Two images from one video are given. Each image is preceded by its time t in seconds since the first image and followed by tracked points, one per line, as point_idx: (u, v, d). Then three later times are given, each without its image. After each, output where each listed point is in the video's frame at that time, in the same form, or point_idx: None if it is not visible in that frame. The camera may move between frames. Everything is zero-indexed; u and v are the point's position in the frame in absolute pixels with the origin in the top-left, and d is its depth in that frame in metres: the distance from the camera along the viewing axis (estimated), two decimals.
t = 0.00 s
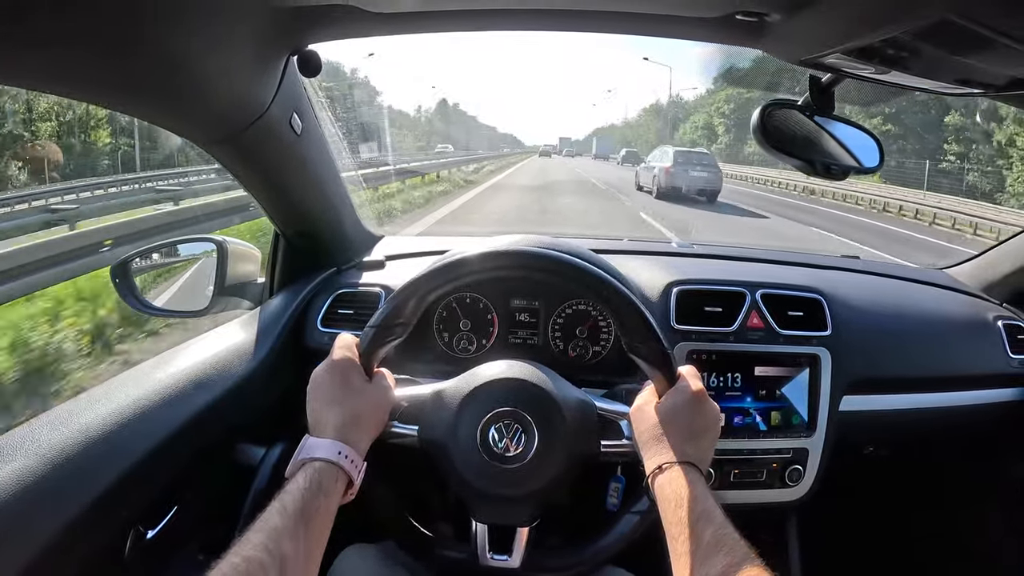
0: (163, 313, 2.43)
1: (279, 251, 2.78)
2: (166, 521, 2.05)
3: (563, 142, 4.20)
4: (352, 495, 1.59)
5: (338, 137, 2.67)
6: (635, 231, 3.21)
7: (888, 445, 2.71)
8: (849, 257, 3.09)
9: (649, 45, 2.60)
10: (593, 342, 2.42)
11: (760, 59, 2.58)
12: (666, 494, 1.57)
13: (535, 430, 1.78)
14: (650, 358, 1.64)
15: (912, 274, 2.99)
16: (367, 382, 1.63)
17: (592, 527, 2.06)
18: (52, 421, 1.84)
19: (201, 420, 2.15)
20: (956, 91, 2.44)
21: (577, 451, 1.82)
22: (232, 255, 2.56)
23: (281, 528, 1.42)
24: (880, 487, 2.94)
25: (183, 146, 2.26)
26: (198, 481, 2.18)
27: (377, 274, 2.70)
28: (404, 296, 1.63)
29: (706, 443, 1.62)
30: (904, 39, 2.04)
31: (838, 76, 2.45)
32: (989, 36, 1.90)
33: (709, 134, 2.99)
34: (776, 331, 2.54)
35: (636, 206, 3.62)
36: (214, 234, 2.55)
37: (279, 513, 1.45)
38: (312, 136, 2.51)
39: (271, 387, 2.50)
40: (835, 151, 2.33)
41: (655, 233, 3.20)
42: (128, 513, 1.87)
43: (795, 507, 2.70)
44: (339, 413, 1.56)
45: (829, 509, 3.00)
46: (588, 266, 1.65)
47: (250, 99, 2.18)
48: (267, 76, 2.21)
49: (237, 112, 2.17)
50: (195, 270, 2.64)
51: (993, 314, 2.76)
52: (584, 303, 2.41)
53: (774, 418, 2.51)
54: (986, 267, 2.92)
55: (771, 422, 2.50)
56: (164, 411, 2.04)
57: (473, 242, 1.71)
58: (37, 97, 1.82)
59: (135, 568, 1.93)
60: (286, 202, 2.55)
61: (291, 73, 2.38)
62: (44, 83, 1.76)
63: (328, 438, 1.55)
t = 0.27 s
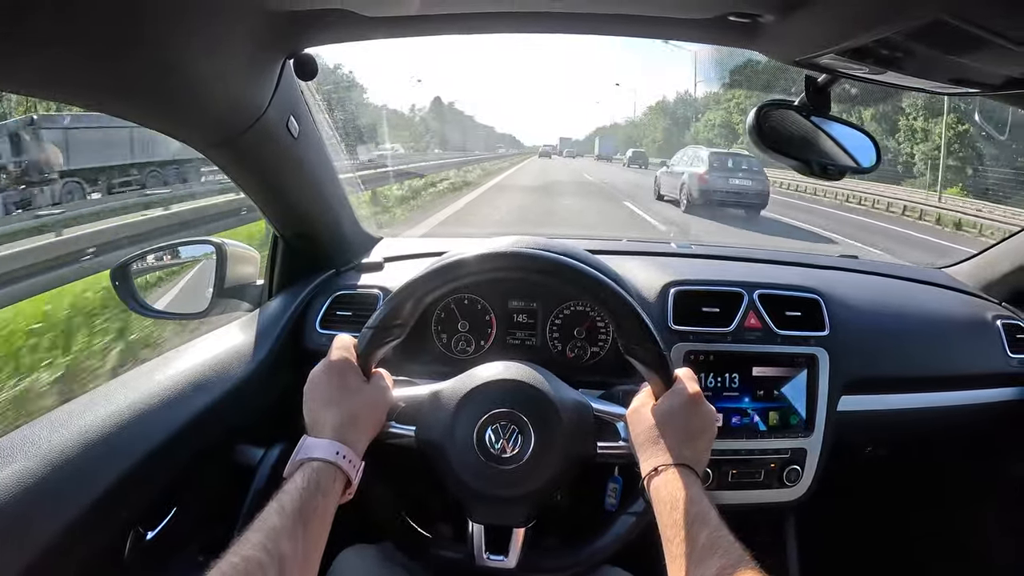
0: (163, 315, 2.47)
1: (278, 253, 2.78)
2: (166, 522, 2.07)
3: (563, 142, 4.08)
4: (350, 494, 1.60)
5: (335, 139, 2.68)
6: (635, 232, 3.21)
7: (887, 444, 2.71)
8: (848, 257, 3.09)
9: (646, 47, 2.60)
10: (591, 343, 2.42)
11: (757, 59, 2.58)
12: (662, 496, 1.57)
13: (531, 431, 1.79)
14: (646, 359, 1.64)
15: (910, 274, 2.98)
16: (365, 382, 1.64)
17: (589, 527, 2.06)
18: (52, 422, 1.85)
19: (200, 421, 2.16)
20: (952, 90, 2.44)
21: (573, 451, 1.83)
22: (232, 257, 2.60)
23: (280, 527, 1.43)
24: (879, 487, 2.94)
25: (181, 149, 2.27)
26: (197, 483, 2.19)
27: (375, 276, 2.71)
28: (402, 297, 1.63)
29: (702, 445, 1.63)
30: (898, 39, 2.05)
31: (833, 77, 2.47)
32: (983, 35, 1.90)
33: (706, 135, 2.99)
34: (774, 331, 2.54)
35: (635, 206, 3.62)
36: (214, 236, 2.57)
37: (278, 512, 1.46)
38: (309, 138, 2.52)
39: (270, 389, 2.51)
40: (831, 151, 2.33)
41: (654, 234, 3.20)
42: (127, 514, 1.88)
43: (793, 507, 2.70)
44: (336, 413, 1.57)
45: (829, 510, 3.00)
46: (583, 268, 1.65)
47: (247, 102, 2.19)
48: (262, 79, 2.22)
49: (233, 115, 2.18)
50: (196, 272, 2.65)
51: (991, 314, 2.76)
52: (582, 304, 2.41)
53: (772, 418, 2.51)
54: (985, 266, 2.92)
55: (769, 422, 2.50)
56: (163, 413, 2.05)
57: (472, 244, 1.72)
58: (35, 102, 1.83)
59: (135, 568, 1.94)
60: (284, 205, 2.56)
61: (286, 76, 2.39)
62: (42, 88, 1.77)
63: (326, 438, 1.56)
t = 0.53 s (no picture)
0: (165, 319, 2.44)
1: (282, 255, 2.78)
2: (173, 526, 2.07)
3: (564, 139, 3.44)
4: (360, 497, 1.60)
5: (340, 142, 2.66)
6: (638, 234, 3.21)
7: (891, 446, 2.72)
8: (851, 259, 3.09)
9: (649, 52, 2.60)
10: (596, 346, 2.41)
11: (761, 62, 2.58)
12: (670, 498, 1.61)
13: (538, 435, 1.80)
14: (653, 363, 1.66)
15: (913, 275, 2.99)
16: (373, 386, 1.64)
17: (596, 530, 2.07)
18: (58, 429, 1.85)
19: (205, 425, 2.16)
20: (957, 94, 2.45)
21: (581, 455, 1.83)
22: (236, 260, 2.57)
23: (289, 530, 1.43)
24: (882, 487, 2.94)
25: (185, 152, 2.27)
26: (203, 487, 2.19)
27: (379, 279, 2.70)
28: (407, 302, 1.63)
29: (709, 448, 1.66)
30: (904, 44, 2.05)
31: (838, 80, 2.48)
32: (988, 40, 1.91)
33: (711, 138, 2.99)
34: (779, 333, 2.55)
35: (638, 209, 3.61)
36: (218, 239, 2.56)
37: (286, 515, 1.46)
38: (314, 143, 2.51)
39: (275, 392, 2.51)
40: (835, 154, 2.34)
41: (657, 237, 3.19)
42: (134, 520, 1.88)
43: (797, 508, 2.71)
44: (344, 416, 1.58)
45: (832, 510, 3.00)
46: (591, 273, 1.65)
47: (253, 108, 2.19)
48: (268, 84, 2.22)
49: (239, 120, 2.17)
50: (199, 274, 2.60)
51: (994, 315, 2.77)
52: (587, 307, 2.40)
53: (777, 420, 2.51)
54: (988, 268, 2.93)
55: (774, 424, 2.50)
56: (168, 418, 2.05)
57: (477, 247, 1.72)
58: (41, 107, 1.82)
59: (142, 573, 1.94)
60: (288, 209, 2.55)
61: (294, 80, 2.39)
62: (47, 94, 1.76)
63: (334, 440, 1.57)
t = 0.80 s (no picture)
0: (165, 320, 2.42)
1: (282, 256, 2.77)
2: (172, 528, 2.06)
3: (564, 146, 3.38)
4: (360, 500, 1.58)
5: (340, 143, 2.65)
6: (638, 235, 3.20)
7: (892, 447, 2.71)
8: (852, 259, 3.08)
9: (651, 51, 2.59)
10: (598, 347, 2.39)
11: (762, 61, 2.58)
12: (673, 499, 1.60)
13: (540, 436, 1.80)
14: (656, 364, 1.65)
15: (915, 275, 2.98)
16: (374, 388, 1.64)
17: (598, 531, 2.06)
18: (58, 430, 1.84)
19: (205, 427, 2.15)
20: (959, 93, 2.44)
21: (583, 457, 1.83)
22: (236, 262, 2.53)
23: (289, 534, 1.42)
24: (884, 489, 2.93)
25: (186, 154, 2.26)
26: (203, 489, 2.18)
27: (380, 280, 2.69)
28: (408, 303, 1.63)
29: (712, 449, 1.66)
30: (907, 43, 2.04)
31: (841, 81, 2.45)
32: (991, 39, 1.90)
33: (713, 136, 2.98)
34: (780, 334, 2.54)
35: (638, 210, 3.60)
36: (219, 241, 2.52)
37: (287, 519, 1.45)
38: (315, 143, 2.51)
39: (276, 394, 2.51)
40: (836, 155, 2.34)
41: (658, 237, 3.18)
42: (134, 521, 1.88)
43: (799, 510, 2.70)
44: (345, 418, 1.57)
45: (833, 511, 2.99)
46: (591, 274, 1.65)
47: (253, 108, 2.19)
48: (268, 85, 2.21)
49: (240, 120, 2.17)
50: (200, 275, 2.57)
51: (996, 315, 2.76)
52: (589, 308, 2.38)
53: (779, 421, 2.50)
54: (990, 268, 2.92)
55: (776, 425, 2.50)
56: (168, 419, 2.05)
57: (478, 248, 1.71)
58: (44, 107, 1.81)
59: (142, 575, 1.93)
60: (289, 210, 2.54)
61: (294, 81, 2.38)
62: (46, 94, 1.75)
63: (335, 443, 1.56)
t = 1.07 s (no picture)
0: (167, 325, 2.42)
1: (282, 261, 2.77)
2: (173, 532, 2.06)
3: (563, 147, 3.36)
4: (360, 504, 1.59)
5: (339, 148, 2.66)
6: (638, 238, 3.20)
7: (893, 449, 2.71)
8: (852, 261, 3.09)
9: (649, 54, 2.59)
10: (597, 350, 2.39)
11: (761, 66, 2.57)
12: (671, 503, 1.60)
13: (539, 440, 1.80)
14: (655, 367, 1.65)
15: (914, 277, 2.99)
16: (373, 393, 1.64)
17: (597, 535, 2.06)
18: (59, 435, 1.85)
19: (206, 432, 2.16)
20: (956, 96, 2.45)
21: (583, 461, 1.83)
22: (236, 267, 2.55)
23: (288, 537, 1.42)
24: (885, 491, 2.93)
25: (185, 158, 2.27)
26: (203, 494, 2.18)
27: (380, 284, 2.70)
28: (407, 308, 1.62)
29: (711, 452, 1.66)
30: (903, 45, 2.04)
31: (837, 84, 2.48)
32: (988, 41, 1.89)
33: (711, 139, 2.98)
34: (780, 337, 2.54)
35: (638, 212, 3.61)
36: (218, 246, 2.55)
37: (286, 523, 1.45)
38: (314, 149, 2.51)
39: (277, 399, 2.51)
40: (836, 157, 2.33)
41: (658, 240, 3.19)
42: (135, 526, 1.88)
43: (800, 513, 2.69)
44: (345, 422, 1.58)
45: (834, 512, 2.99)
46: (588, 276, 1.65)
47: (252, 113, 2.20)
48: (268, 90, 2.22)
49: (239, 126, 2.18)
50: (199, 281, 2.59)
51: (996, 316, 2.76)
52: (588, 312, 2.38)
53: (779, 424, 2.50)
54: (989, 269, 2.92)
55: (776, 428, 2.50)
56: (169, 424, 2.05)
57: (477, 252, 1.71)
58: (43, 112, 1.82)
59: None
60: (288, 214, 2.55)
61: (293, 87, 2.39)
62: (46, 100, 1.76)
63: (334, 447, 1.56)
